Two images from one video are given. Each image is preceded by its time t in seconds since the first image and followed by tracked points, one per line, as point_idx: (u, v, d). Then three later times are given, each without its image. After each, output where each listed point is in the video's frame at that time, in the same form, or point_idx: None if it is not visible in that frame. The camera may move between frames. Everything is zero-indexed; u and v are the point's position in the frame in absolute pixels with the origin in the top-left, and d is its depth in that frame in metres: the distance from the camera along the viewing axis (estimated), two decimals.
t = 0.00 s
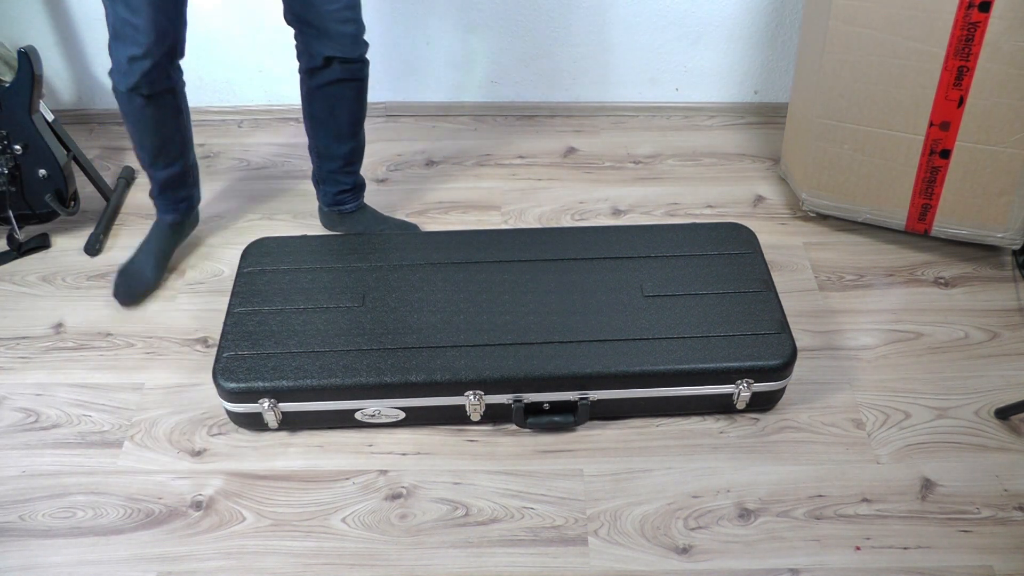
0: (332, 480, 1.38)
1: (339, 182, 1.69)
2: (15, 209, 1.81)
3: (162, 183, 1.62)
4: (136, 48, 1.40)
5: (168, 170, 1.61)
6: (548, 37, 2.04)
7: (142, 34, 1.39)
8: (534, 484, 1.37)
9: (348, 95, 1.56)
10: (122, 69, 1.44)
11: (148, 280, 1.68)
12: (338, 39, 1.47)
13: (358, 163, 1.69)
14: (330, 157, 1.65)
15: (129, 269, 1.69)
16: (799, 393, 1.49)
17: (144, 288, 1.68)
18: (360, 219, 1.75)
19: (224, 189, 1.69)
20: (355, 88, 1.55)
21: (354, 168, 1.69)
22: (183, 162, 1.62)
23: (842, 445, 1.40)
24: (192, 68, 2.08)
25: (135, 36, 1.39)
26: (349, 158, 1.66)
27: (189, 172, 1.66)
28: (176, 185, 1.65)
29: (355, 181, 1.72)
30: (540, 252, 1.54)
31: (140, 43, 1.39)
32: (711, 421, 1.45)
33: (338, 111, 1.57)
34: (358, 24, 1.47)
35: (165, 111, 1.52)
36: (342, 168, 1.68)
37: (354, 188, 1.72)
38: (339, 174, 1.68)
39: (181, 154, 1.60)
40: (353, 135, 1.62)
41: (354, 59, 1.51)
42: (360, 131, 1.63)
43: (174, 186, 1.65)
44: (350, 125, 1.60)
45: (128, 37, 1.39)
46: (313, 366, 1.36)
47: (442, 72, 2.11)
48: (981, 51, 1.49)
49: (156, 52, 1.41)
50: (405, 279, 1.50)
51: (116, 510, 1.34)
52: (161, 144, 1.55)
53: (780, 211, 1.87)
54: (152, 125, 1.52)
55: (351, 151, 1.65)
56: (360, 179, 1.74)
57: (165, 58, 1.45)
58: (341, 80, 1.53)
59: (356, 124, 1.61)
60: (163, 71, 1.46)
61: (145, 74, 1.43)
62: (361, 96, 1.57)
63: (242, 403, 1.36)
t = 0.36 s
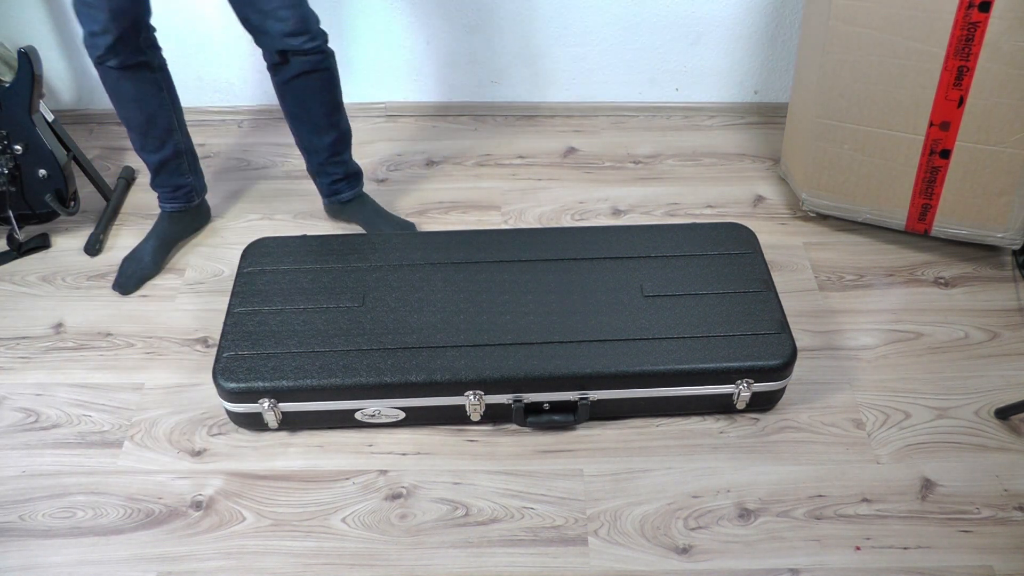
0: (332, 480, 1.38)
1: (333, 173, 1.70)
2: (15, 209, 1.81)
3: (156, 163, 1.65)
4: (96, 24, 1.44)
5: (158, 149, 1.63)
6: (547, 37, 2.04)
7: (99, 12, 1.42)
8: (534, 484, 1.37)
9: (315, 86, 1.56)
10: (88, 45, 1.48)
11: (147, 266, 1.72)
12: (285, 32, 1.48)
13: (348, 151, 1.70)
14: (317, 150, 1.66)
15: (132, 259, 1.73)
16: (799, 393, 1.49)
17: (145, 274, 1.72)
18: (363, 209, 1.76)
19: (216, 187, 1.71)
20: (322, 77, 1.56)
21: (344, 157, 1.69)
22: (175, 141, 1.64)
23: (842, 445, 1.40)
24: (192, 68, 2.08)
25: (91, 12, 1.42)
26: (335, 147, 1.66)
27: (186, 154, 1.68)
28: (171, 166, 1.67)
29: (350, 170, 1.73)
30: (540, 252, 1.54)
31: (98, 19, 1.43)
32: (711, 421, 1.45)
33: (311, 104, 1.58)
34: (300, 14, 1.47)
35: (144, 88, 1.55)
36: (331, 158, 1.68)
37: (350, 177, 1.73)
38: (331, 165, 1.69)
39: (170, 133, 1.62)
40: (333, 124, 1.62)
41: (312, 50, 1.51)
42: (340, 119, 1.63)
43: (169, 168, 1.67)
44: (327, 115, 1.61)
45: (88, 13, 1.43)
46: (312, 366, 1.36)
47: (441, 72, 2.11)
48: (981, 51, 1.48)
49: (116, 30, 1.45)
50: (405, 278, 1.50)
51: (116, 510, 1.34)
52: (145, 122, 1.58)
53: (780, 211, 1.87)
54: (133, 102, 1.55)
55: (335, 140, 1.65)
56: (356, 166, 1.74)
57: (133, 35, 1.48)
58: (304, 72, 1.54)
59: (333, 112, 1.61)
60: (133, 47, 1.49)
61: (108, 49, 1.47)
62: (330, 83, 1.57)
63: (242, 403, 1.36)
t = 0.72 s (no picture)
0: (332, 480, 1.38)
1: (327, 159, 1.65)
2: (15, 209, 1.81)
3: (150, 159, 1.65)
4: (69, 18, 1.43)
5: (151, 145, 1.63)
6: (546, 37, 2.04)
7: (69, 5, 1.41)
8: (534, 484, 1.36)
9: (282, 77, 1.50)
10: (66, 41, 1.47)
11: (147, 266, 1.72)
12: (234, 34, 1.42)
13: (338, 133, 1.64)
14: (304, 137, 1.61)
15: (131, 259, 1.73)
16: (799, 393, 1.49)
17: (145, 274, 1.72)
18: (366, 195, 1.74)
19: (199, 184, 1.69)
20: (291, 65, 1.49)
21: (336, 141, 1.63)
22: (168, 137, 1.63)
23: (841, 445, 1.40)
24: (191, 68, 2.08)
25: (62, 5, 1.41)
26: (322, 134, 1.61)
27: (181, 150, 1.67)
28: (166, 162, 1.67)
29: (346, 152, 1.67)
30: (540, 252, 1.54)
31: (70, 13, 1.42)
32: (711, 421, 1.45)
33: (286, 96, 1.52)
34: (244, 16, 1.40)
35: (131, 84, 1.54)
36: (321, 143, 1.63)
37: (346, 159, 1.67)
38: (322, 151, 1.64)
39: (162, 129, 1.62)
40: (312, 114, 1.56)
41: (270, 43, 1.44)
42: (323, 104, 1.57)
43: (164, 164, 1.67)
44: (305, 104, 1.54)
45: (59, 8, 1.42)
46: (312, 366, 1.36)
47: (441, 72, 2.11)
48: (981, 50, 1.48)
49: (89, 23, 1.43)
50: (404, 279, 1.50)
51: (116, 510, 1.34)
52: (135, 118, 1.58)
53: (780, 211, 1.87)
54: (121, 98, 1.55)
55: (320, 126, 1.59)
56: (350, 146, 1.68)
57: (109, 29, 1.46)
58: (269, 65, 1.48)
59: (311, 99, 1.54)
60: (112, 42, 1.48)
61: (84, 44, 1.46)
62: (301, 70, 1.50)
63: (242, 403, 1.36)
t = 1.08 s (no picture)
0: (332, 480, 1.38)
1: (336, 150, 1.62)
2: (15, 209, 1.81)
3: (150, 156, 1.65)
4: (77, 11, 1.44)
5: (152, 142, 1.63)
6: (546, 37, 2.03)
7: None
8: (534, 484, 1.37)
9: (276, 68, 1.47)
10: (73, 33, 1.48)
11: (147, 266, 1.72)
12: (220, 24, 1.42)
13: (344, 126, 1.59)
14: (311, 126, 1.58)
15: (131, 258, 1.73)
16: (799, 393, 1.49)
17: (145, 274, 1.72)
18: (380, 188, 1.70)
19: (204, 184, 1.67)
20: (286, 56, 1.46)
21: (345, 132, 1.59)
22: (170, 135, 1.63)
23: (841, 445, 1.40)
24: (191, 68, 2.08)
25: None
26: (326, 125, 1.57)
27: (183, 150, 1.67)
28: (166, 161, 1.67)
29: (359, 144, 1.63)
30: (540, 252, 1.54)
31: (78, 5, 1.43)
32: (711, 421, 1.45)
33: (283, 86, 1.50)
34: (227, 8, 1.39)
35: (136, 80, 1.54)
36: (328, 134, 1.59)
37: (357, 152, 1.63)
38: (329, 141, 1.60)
39: (164, 126, 1.61)
40: (311, 105, 1.53)
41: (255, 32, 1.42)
42: (325, 96, 1.52)
43: (165, 162, 1.67)
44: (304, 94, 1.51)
45: None
46: (312, 366, 1.36)
47: (441, 72, 2.11)
48: (981, 50, 1.48)
49: (97, 16, 1.44)
50: (404, 279, 1.50)
51: (116, 510, 1.34)
52: (138, 113, 1.58)
53: (780, 211, 1.87)
54: (125, 92, 1.55)
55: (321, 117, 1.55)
56: (362, 140, 1.63)
57: (116, 23, 1.47)
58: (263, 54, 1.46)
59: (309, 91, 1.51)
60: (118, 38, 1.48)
61: (90, 36, 1.47)
62: (293, 62, 1.47)
63: (242, 403, 1.36)
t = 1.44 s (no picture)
0: (332, 480, 1.38)
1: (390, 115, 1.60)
2: (15, 209, 1.81)
3: (152, 154, 1.65)
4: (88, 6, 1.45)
5: (155, 140, 1.63)
6: (547, 36, 2.03)
7: None
8: (533, 484, 1.37)
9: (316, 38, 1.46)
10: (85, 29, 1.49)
11: (147, 266, 1.72)
12: None
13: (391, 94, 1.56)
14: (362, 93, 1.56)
15: (131, 257, 1.73)
16: (799, 393, 1.49)
17: (145, 274, 1.72)
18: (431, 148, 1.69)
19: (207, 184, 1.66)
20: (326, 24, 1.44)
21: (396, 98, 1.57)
22: (174, 135, 1.63)
23: (841, 445, 1.40)
24: (192, 68, 2.08)
25: None
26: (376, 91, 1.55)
27: (185, 150, 1.66)
28: (168, 160, 1.67)
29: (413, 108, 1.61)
30: (540, 252, 1.54)
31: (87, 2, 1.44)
32: (711, 421, 1.45)
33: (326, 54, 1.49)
34: None
35: (141, 77, 1.54)
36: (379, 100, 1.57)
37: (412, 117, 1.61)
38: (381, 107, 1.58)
39: (168, 126, 1.62)
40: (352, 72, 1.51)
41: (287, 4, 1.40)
42: (370, 65, 1.50)
43: (167, 161, 1.67)
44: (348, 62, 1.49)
45: None
46: (312, 366, 1.36)
47: (441, 72, 2.11)
48: (981, 50, 1.48)
49: (105, 13, 1.45)
50: (404, 279, 1.50)
51: (116, 509, 1.34)
52: (142, 111, 1.58)
53: (780, 211, 1.87)
54: (130, 89, 1.55)
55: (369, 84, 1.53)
56: (411, 103, 1.60)
57: (125, 20, 1.47)
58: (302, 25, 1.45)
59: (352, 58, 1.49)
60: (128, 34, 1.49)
61: (98, 32, 1.47)
62: (330, 31, 1.44)
63: (242, 403, 1.36)
